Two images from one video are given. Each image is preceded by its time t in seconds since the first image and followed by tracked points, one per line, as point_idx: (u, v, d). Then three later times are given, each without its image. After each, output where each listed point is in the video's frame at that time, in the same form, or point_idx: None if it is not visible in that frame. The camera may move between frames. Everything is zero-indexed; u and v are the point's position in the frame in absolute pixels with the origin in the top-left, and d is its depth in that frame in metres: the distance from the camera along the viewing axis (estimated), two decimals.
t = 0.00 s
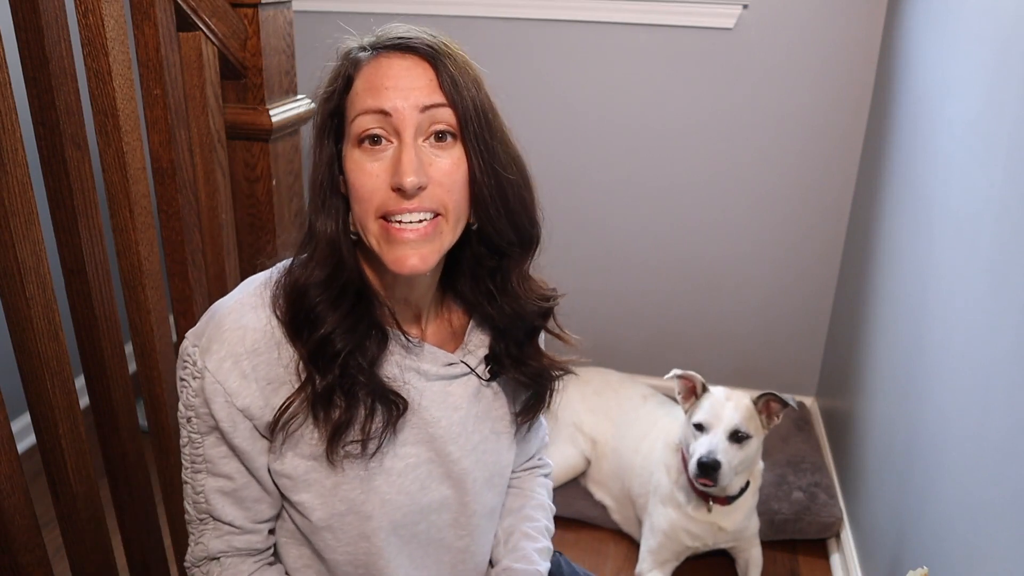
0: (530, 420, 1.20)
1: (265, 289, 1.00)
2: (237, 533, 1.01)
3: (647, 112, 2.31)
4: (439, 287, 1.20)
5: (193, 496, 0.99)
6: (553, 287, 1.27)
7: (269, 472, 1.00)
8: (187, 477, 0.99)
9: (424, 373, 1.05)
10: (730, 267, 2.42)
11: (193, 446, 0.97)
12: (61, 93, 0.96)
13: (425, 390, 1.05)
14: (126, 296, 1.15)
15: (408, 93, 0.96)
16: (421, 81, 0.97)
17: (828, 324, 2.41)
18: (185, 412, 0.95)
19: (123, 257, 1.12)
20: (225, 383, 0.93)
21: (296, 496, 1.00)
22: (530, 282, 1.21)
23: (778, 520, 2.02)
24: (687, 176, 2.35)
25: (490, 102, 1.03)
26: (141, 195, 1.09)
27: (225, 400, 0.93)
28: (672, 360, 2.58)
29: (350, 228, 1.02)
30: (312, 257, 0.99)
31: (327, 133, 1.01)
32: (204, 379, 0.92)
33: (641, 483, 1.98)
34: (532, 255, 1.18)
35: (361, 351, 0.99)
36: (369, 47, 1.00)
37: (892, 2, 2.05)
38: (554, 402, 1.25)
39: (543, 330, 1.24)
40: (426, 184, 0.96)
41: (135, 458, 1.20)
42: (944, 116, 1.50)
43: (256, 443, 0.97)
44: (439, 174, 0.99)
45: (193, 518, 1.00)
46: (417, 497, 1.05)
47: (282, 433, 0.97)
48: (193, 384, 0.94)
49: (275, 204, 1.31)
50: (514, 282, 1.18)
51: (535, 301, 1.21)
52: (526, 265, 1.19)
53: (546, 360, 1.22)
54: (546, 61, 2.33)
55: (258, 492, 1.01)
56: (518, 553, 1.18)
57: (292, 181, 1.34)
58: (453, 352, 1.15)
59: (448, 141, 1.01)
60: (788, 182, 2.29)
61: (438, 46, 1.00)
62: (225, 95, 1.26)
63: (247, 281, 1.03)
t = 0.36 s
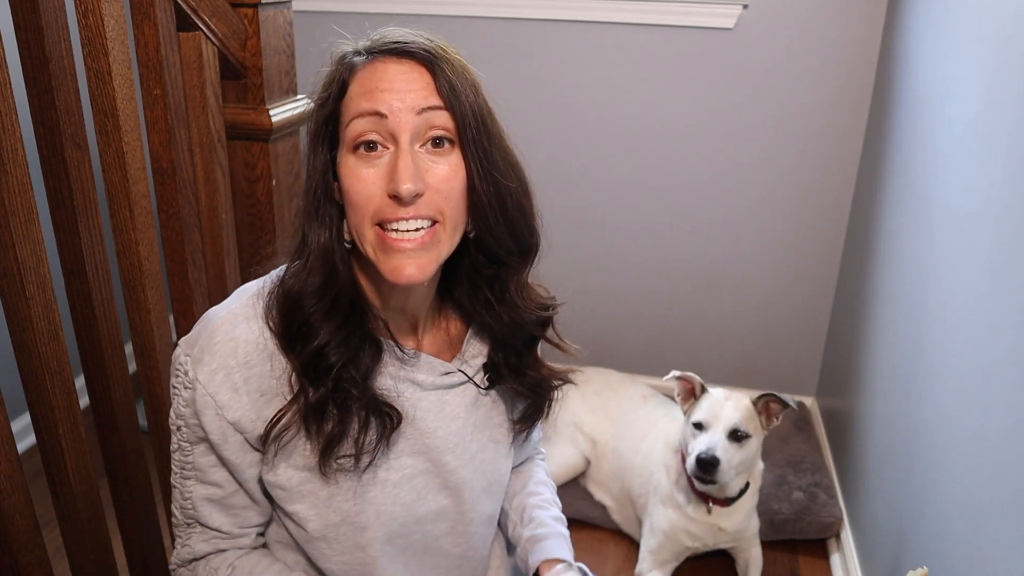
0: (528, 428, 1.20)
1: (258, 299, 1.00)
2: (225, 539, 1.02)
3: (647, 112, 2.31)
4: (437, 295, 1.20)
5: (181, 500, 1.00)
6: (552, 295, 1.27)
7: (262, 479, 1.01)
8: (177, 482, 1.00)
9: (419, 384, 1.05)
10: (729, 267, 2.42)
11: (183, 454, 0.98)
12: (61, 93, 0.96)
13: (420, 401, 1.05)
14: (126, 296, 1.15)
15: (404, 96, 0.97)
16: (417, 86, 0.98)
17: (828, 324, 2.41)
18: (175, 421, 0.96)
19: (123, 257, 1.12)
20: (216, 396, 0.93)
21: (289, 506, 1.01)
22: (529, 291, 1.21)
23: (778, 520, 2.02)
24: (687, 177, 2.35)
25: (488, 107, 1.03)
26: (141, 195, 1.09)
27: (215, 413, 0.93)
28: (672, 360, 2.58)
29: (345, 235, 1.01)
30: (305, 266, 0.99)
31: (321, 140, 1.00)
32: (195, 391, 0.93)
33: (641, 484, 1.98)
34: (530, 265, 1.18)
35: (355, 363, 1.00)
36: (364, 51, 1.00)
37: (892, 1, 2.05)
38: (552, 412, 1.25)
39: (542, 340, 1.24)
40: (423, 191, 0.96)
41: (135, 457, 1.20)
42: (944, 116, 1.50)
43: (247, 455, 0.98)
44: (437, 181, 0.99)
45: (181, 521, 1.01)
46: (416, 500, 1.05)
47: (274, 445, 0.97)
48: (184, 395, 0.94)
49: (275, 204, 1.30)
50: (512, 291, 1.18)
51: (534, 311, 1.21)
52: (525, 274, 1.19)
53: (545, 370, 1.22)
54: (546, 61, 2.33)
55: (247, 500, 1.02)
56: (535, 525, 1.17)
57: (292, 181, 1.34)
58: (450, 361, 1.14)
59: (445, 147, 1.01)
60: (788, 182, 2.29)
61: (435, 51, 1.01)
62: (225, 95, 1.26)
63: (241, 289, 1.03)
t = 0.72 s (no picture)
0: (530, 434, 1.19)
1: (257, 297, 1.00)
2: (216, 544, 1.00)
3: (647, 112, 2.31)
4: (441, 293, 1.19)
5: (172, 502, 1.00)
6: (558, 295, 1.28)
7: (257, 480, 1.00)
8: (170, 484, 1.00)
9: (417, 387, 1.04)
10: (730, 267, 2.42)
11: (177, 455, 0.98)
12: (61, 93, 0.96)
13: (418, 403, 1.04)
14: (126, 296, 1.15)
15: (414, 88, 0.97)
16: (427, 80, 0.98)
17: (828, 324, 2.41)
18: (171, 420, 0.96)
19: (123, 257, 1.12)
20: (212, 394, 0.93)
21: (284, 509, 1.01)
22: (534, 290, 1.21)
23: (778, 520, 2.02)
24: (687, 177, 2.35)
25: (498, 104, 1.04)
26: (141, 195, 1.09)
27: (211, 411, 0.93)
28: (672, 360, 2.58)
29: (349, 232, 1.03)
30: (309, 262, 0.99)
31: (329, 135, 1.01)
32: (191, 390, 0.93)
33: (641, 483, 1.99)
34: (538, 263, 1.18)
35: (354, 361, 0.99)
36: (374, 47, 1.01)
37: (892, 2, 2.05)
38: (553, 416, 1.25)
39: (546, 340, 1.24)
40: (431, 184, 0.96)
41: (135, 457, 1.20)
42: (945, 116, 1.50)
43: (242, 454, 0.97)
44: (445, 174, 0.98)
45: (171, 524, 1.01)
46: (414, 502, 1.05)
47: (270, 443, 0.97)
48: (180, 393, 0.94)
49: (275, 204, 1.30)
50: (518, 290, 1.19)
51: (538, 311, 1.21)
52: (531, 273, 1.19)
53: (547, 373, 1.22)
54: (545, 61, 2.33)
55: (241, 503, 1.01)
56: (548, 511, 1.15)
57: (292, 181, 1.34)
58: (450, 362, 1.13)
59: (454, 141, 1.01)
60: (788, 182, 2.29)
61: (446, 46, 1.01)
62: (225, 94, 1.26)
63: (240, 286, 1.03)
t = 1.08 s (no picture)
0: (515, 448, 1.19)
1: (234, 312, 1.01)
2: (197, 556, 1.00)
3: (646, 112, 2.31)
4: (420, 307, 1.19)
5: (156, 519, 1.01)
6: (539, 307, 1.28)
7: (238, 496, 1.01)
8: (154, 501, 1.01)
9: (397, 399, 1.05)
10: (729, 267, 2.42)
11: (159, 472, 0.98)
12: (61, 93, 0.96)
13: (399, 417, 1.05)
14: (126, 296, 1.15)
15: (398, 99, 0.97)
16: (410, 92, 0.98)
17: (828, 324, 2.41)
18: (151, 437, 0.97)
19: (123, 257, 1.12)
20: (189, 411, 0.94)
21: (266, 523, 1.02)
22: (513, 300, 1.22)
23: (778, 520, 2.02)
24: (687, 177, 2.35)
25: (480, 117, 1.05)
26: (141, 195, 1.09)
27: (188, 428, 0.94)
28: (672, 361, 2.58)
29: (329, 247, 1.02)
30: (289, 275, 0.99)
31: (310, 146, 1.01)
32: (168, 408, 0.94)
33: (641, 484, 1.98)
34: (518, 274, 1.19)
35: (332, 377, 0.99)
36: (356, 59, 1.01)
37: (892, 1, 2.05)
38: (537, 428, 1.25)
39: (526, 352, 1.24)
40: (417, 195, 0.96)
41: (135, 458, 1.20)
42: (944, 116, 1.50)
43: (222, 470, 0.98)
44: (429, 185, 0.98)
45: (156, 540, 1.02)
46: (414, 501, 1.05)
47: (249, 459, 0.98)
48: (158, 411, 0.95)
49: (275, 204, 1.30)
50: (499, 301, 1.19)
51: (518, 323, 1.22)
52: (510, 285, 1.20)
53: (531, 386, 1.22)
54: (545, 62, 2.33)
55: (224, 519, 1.01)
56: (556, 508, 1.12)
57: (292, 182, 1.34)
58: (430, 375, 1.13)
59: (437, 151, 1.01)
60: (788, 182, 2.29)
61: (428, 59, 1.02)
62: (225, 95, 1.26)
63: (217, 302, 1.04)
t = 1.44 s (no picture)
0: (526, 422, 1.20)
1: (254, 300, 1.01)
2: (223, 545, 1.00)
3: (646, 112, 2.31)
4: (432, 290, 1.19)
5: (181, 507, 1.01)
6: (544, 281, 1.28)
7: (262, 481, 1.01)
8: (179, 489, 1.01)
9: (413, 381, 1.05)
10: (730, 267, 2.42)
11: (184, 459, 0.99)
12: (60, 92, 0.96)
13: (416, 398, 1.05)
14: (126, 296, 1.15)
15: (401, 94, 0.97)
16: (411, 87, 0.98)
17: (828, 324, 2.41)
18: (176, 425, 0.97)
19: (123, 257, 1.12)
20: (214, 396, 0.94)
21: (289, 507, 1.02)
22: (521, 276, 1.22)
23: (778, 520, 2.02)
24: (687, 176, 2.35)
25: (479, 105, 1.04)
26: (140, 195, 1.09)
27: (213, 413, 0.94)
28: (673, 361, 2.58)
29: (342, 234, 1.03)
30: (304, 268, 1.00)
31: (318, 143, 1.01)
32: (193, 394, 0.94)
33: (641, 484, 1.98)
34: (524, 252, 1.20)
35: (350, 357, 1.00)
36: (358, 56, 1.00)
37: (892, 1, 2.05)
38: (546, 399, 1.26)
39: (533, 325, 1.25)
40: (423, 186, 0.96)
41: (135, 458, 1.20)
42: (944, 116, 1.50)
43: (247, 454, 0.98)
44: (435, 175, 0.99)
45: (182, 528, 1.02)
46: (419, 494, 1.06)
47: (272, 440, 0.97)
48: (183, 399, 0.95)
49: (275, 204, 1.30)
50: (506, 277, 1.20)
51: (525, 296, 1.22)
52: (518, 260, 1.20)
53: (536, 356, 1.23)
54: (545, 62, 2.33)
55: (249, 505, 1.01)
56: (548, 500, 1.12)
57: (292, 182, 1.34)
58: (444, 357, 1.13)
59: (441, 143, 1.01)
60: (788, 182, 2.29)
61: (427, 52, 1.01)
62: (225, 95, 1.26)
63: (237, 294, 1.04)
